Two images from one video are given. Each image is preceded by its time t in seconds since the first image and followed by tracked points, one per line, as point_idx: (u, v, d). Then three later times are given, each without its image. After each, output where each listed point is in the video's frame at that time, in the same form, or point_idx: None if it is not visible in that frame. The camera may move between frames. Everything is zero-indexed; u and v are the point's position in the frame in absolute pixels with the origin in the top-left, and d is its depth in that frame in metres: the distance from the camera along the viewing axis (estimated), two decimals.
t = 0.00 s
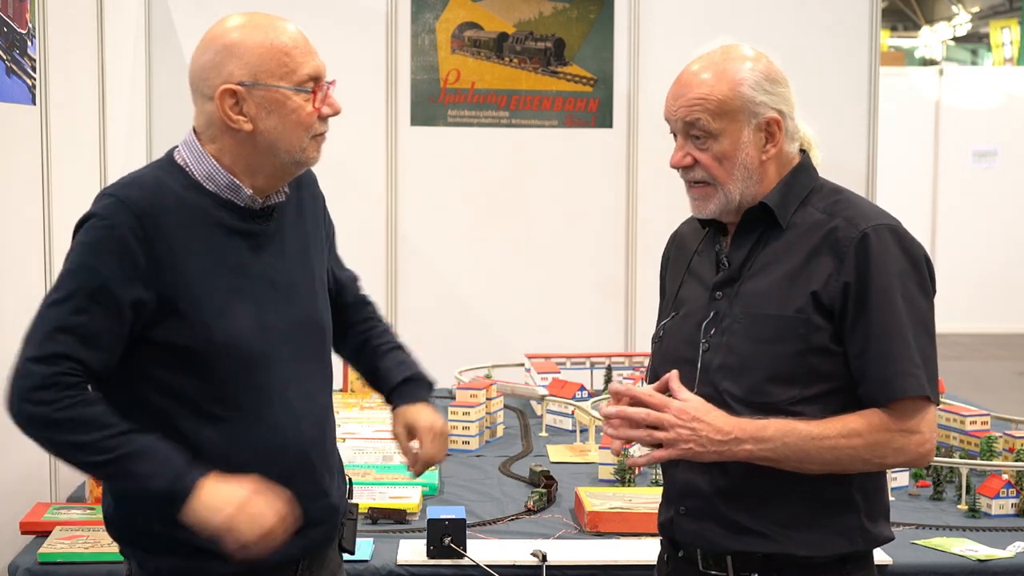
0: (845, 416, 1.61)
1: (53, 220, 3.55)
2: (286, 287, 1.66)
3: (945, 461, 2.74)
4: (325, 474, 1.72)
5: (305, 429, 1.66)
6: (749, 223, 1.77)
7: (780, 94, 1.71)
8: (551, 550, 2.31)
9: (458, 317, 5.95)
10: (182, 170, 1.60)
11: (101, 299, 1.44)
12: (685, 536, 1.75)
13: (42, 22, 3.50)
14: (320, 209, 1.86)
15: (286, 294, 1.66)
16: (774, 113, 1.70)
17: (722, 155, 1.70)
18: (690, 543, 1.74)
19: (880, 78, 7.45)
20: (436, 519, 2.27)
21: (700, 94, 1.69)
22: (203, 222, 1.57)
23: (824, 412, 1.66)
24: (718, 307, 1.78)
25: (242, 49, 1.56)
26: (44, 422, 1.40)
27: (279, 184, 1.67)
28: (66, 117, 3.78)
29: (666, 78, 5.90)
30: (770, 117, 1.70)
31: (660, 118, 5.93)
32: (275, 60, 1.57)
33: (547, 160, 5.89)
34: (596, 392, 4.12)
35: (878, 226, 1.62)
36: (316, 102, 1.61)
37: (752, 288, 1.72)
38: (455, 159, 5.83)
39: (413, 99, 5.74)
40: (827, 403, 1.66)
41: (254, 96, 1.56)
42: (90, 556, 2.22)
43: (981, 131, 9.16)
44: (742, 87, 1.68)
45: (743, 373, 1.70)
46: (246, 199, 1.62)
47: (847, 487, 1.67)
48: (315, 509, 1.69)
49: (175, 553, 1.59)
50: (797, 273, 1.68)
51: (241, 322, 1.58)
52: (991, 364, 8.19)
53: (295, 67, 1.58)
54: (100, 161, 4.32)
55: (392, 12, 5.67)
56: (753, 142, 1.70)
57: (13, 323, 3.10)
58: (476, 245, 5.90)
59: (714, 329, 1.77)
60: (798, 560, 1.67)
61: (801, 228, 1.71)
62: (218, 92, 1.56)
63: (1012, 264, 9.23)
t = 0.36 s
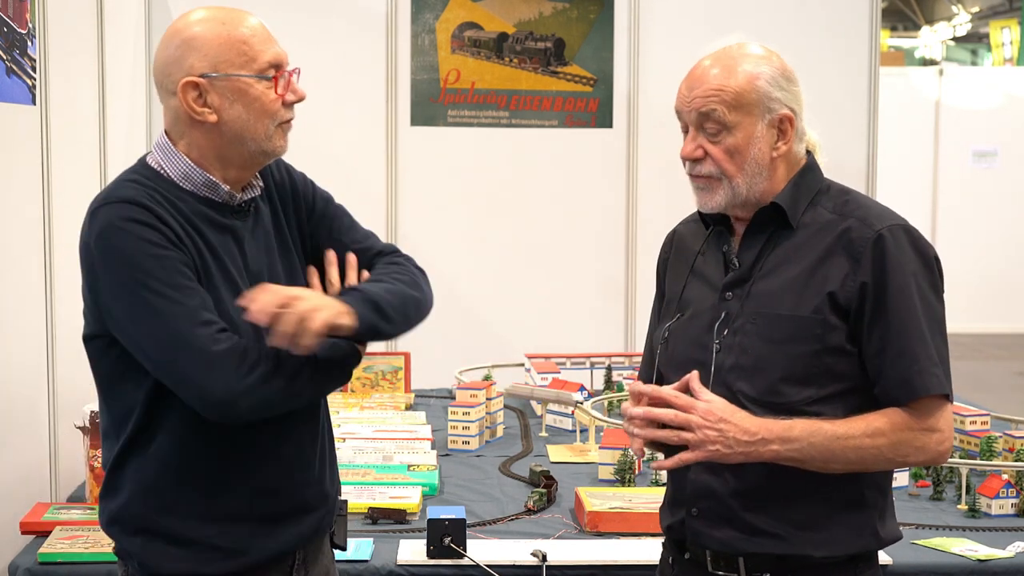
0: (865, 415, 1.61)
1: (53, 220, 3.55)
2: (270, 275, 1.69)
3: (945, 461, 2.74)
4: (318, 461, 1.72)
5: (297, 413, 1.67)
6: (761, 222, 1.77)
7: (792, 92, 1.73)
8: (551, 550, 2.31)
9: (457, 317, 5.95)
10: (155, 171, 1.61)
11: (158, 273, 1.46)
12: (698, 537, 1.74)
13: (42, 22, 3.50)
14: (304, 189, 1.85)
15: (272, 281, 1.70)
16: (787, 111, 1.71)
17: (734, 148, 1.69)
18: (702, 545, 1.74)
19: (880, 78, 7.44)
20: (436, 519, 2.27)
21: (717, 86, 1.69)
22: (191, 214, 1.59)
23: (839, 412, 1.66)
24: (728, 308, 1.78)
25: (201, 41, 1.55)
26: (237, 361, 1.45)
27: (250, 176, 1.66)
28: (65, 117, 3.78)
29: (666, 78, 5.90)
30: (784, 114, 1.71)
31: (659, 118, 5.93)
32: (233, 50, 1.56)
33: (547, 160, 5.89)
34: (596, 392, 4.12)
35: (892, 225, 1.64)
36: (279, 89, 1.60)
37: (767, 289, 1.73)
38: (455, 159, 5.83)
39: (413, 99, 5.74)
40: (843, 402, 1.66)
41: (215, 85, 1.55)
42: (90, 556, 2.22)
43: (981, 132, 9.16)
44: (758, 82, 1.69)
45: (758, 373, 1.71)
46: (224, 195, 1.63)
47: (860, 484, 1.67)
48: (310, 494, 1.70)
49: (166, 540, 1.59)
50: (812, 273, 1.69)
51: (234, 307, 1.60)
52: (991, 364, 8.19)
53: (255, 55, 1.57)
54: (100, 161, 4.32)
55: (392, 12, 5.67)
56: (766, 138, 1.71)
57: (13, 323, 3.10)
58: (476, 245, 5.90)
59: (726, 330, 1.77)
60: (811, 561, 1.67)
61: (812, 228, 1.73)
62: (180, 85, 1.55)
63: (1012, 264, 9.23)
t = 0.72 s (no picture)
0: (873, 411, 1.62)
1: (53, 219, 3.54)
2: (261, 275, 1.71)
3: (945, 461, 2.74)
4: (312, 458, 1.73)
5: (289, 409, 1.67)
6: (770, 221, 1.77)
7: (803, 91, 1.73)
8: (551, 550, 2.31)
9: (458, 317, 5.95)
10: (143, 175, 1.60)
11: (154, 281, 1.48)
12: (704, 536, 1.74)
13: (42, 22, 3.51)
14: (288, 189, 1.85)
15: (263, 280, 1.72)
16: (799, 110, 1.71)
17: (748, 146, 1.69)
18: (708, 544, 1.74)
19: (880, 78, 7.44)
20: (436, 519, 2.27)
21: (729, 84, 1.69)
22: (182, 217, 1.59)
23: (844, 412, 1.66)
24: (736, 307, 1.78)
25: (188, 44, 1.54)
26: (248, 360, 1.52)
27: (239, 177, 1.66)
28: (65, 116, 3.77)
29: (666, 78, 5.90)
30: (796, 113, 1.71)
31: (659, 118, 5.93)
32: (219, 53, 1.55)
33: (547, 160, 5.89)
34: (596, 392, 4.12)
35: (900, 225, 1.65)
36: (267, 91, 1.59)
37: (776, 288, 1.73)
38: (455, 159, 5.82)
39: (413, 99, 5.74)
40: (851, 401, 1.67)
41: (202, 89, 1.55)
42: (90, 556, 2.22)
43: (981, 131, 9.16)
44: (772, 80, 1.69)
45: (767, 372, 1.71)
46: (213, 199, 1.64)
47: (866, 482, 1.67)
48: (306, 493, 1.70)
49: (164, 542, 1.59)
50: (822, 273, 1.69)
51: (223, 308, 1.61)
52: (991, 364, 8.19)
53: (241, 58, 1.56)
54: (100, 161, 4.32)
55: (392, 12, 5.67)
56: (778, 136, 1.70)
57: (13, 323, 3.10)
58: (476, 245, 5.90)
59: (735, 329, 1.76)
60: (817, 560, 1.67)
61: (820, 228, 1.73)
62: (168, 90, 1.54)
63: (1012, 264, 9.23)
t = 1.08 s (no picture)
0: (875, 408, 1.62)
1: (54, 219, 3.54)
2: (255, 280, 1.71)
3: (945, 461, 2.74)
4: (308, 458, 1.73)
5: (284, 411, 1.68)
6: (773, 221, 1.77)
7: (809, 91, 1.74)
8: (551, 550, 2.31)
9: (458, 317, 5.94)
10: (136, 180, 1.60)
11: (145, 292, 1.49)
12: (708, 536, 1.74)
13: (42, 22, 3.51)
14: (286, 191, 1.85)
15: (258, 285, 1.72)
16: (806, 110, 1.72)
17: (763, 148, 1.69)
18: (712, 543, 1.74)
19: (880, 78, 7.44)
20: (436, 519, 2.27)
21: (741, 88, 1.68)
22: (173, 224, 1.59)
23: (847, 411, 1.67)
24: (740, 307, 1.78)
25: (179, 50, 1.54)
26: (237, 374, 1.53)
27: (230, 181, 1.66)
28: (65, 116, 3.78)
29: (666, 78, 5.90)
30: (803, 113, 1.72)
31: (659, 118, 5.93)
32: (211, 58, 1.55)
33: (547, 160, 5.89)
34: (596, 392, 4.12)
35: (903, 224, 1.65)
36: (258, 97, 1.59)
37: (779, 287, 1.73)
38: (455, 159, 5.83)
39: (413, 99, 5.74)
40: (854, 399, 1.67)
41: (194, 95, 1.55)
42: (90, 556, 2.22)
43: (981, 132, 9.16)
44: (781, 81, 1.69)
45: (772, 370, 1.71)
46: (206, 202, 1.64)
47: (870, 480, 1.67)
48: (304, 494, 1.71)
49: (163, 547, 1.59)
50: (826, 272, 1.69)
51: (215, 314, 1.61)
52: (992, 364, 8.19)
53: (233, 63, 1.56)
54: (100, 161, 4.32)
55: (392, 12, 5.67)
56: (790, 136, 1.71)
57: (13, 323, 3.10)
58: (476, 245, 5.90)
59: (739, 329, 1.76)
60: (823, 559, 1.67)
61: (823, 228, 1.73)
62: (158, 96, 1.54)
63: (1012, 264, 9.23)
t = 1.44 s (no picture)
0: (879, 406, 1.62)
1: (53, 219, 3.54)
2: (252, 281, 1.71)
3: (945, 461, 2.74)
4: (305, 459, 1.73)
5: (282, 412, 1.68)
6: (773, 220, 1.77)
7: (807, 90, 1.75)
8: (551, 550, 2.31)
9: (458, 317, 5.94)
10: (134, 182, 1.60)
11: (141, 298, 1.48)
12: (715, 537, 1.73)
13: (42, 22, 3.50)
14: (281, 191, 1.85)
15: (256, 287, 1.72)
16: (806, 108, 1.73)
17: (767, 147, 1.69)
18: (719, 545, 1.73)
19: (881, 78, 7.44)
20: (436, 519, 2.27)
21: (745, 87, 1.68)
22: (170, 228, 1.59)
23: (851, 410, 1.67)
24: (742, 307, 1.77)
25: (177, 52, 1.54)
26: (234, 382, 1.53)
27: (227, 184, 1.66)
28: (66, 116, 3.77)
29: (666, 78, 5.90)
30: (803, 111, 1.73)
31: (659, 118, 5.93)
32: (209, 62, 1.54)
33: (547, 160, 5.89)
34: (596, 392, 4.11)
35: (903, 221, 1.66)
36: (256, 100, 1.59)
37: (781, 287, 1.73)
38: (455, 159, 5.82)
39: (413, 99, 5.74)
40: (859, 398, 1.68)
41: (191, 99, 1.55)
42: (89, 556, 2.22)
43: (981, 131, 9.15)
44: (782, 79, 1.70)
45: (777, 371, 1.71)
46: (204, 203, 1.64)
47: (875, 479, 1.68)
48: (303, 494, 1.71)
49: (163, 550, 1.59)
50: (829, 271, 1.69)
51: (213, 318, 1.61)
52: (992, 364, 8.19)
53: (231, 67, 1.56)
54: (100, 160, 4.32)
55: (392, 12, 5.67)
56: (791, 135, 1.71)
57: (14, 323, 3.10)
58: (476, 245, 5.90)
59: (742, 329, 1.76)
60: (830, 558, 1.67)
61: (823, 228, 1.73)
62: (156, 99, 1.54)
63: (1012, 264, 9.23)
